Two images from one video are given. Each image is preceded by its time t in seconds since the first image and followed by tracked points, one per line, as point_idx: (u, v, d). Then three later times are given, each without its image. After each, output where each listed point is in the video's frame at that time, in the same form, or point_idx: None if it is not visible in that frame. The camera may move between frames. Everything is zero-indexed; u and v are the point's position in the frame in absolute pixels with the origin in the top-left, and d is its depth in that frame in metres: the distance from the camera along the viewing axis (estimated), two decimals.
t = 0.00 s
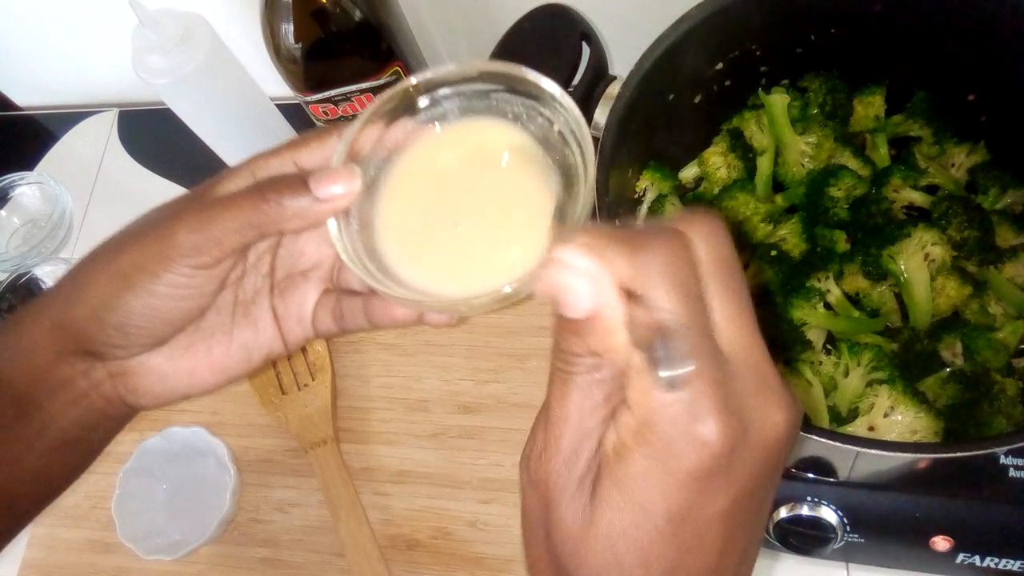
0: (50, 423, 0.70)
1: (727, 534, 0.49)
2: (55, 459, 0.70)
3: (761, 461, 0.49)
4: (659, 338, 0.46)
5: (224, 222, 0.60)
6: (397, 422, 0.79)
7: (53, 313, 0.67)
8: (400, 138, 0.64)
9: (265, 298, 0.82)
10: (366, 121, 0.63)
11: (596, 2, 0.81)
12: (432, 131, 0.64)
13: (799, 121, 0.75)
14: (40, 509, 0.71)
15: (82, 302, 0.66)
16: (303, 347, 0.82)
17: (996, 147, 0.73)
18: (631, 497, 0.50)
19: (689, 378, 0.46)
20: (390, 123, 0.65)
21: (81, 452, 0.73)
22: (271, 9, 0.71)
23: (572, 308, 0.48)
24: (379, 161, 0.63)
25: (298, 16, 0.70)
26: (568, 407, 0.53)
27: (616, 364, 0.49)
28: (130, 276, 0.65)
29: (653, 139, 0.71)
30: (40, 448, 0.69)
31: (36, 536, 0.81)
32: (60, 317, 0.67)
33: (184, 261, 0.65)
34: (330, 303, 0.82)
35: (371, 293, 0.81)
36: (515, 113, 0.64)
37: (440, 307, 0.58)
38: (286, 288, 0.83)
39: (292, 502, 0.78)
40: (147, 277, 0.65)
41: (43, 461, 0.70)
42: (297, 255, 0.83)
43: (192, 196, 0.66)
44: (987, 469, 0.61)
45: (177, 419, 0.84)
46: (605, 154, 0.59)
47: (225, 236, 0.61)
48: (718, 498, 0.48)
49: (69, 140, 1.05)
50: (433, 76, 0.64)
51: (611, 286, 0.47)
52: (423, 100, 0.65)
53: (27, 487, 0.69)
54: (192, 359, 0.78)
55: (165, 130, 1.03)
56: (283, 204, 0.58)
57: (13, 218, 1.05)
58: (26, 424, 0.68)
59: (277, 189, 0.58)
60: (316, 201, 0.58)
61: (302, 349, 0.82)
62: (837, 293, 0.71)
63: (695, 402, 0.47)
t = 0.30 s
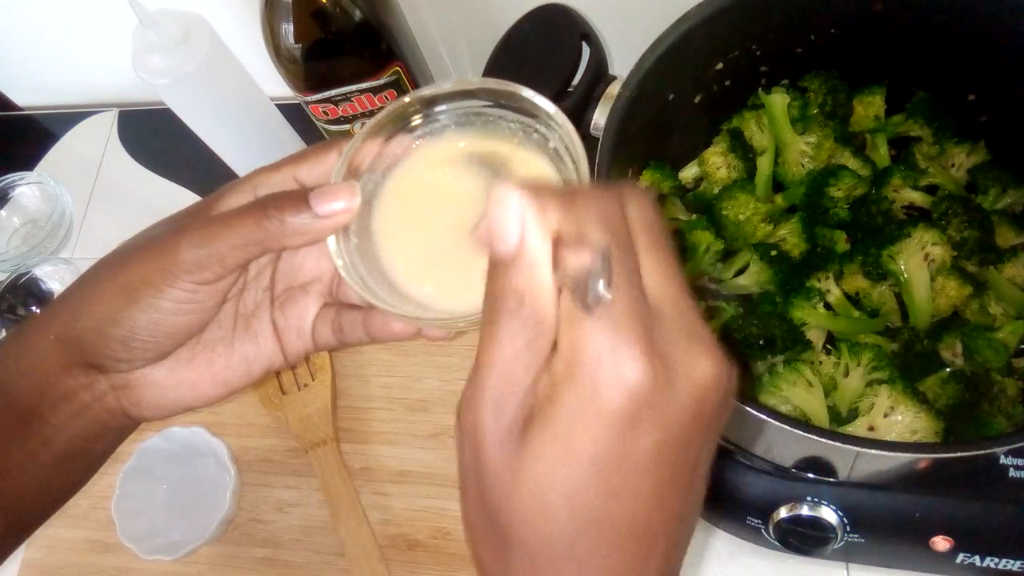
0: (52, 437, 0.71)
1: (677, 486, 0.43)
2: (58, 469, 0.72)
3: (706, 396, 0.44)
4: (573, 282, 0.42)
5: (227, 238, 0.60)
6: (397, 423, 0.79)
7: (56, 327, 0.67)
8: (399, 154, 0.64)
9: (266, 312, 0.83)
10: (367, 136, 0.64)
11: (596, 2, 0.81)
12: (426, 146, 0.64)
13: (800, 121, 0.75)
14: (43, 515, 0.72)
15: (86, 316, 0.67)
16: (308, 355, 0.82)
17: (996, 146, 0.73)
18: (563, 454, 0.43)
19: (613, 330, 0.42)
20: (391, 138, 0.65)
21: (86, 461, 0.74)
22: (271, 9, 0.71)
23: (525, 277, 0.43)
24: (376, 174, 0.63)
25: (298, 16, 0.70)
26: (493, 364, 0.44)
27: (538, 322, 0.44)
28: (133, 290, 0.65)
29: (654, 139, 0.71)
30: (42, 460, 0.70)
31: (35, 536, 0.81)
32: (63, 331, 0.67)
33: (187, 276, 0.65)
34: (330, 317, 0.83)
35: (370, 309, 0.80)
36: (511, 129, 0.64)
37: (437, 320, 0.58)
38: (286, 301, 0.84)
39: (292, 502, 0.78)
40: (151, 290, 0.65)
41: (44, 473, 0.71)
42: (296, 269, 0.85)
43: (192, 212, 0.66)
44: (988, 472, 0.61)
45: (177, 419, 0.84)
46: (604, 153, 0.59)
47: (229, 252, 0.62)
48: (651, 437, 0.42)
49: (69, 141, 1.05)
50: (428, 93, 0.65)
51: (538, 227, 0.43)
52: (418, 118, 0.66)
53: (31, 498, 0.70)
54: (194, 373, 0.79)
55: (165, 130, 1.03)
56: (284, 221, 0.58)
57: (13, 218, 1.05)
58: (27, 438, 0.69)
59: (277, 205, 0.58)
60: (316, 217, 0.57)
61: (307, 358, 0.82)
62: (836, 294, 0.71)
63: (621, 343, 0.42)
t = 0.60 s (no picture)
0: (50, 437, 0.71)
1: (671, 445, 0.44)
2: (56, 469, 0.72)
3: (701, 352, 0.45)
4: (592, 225, 0.47)
5: (220, 240, 0.61)
6: (397, 423, 0.79)
7: (55, 328, 0.67)
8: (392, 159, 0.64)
9: (260, 315, 0.83)
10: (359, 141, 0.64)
11: (596, 2, 0.81)
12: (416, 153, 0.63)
13: (800, 121, 0.75)
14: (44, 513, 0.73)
15: (83, 317, 0.67)
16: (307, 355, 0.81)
17: (996, 147, 0.73)
18: (563, 406, 0.44)
19: (612, 275, 0.45)
20: (385, 144, 0.65)
21: (84, 462, 0.74)
22: (271, 9, 0.71)
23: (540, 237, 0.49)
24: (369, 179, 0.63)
25: (299, 17, 0.70)
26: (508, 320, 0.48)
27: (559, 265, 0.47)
28: (129, 292, 0.65)
29: (655, 140, 0.71)
30: (40, 461, 0.70)
31: (35, 536, 0.81)
32: (62, 332, 0.67)
33: (182, 278, 0.65)
34: (324, 320, 0.83)
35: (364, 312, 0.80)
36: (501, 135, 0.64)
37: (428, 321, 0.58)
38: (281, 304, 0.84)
39: (292, 502, 0.78)
40: (147, 292, 0.65)
41: (43, 473, 0.71)
42: (290, 272, 0.85)
43: (189, 213, 0.66)
44: (987, 469, 0.62)
45: (177, 419, 0.84)
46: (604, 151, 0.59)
47: (223, 254, 0.62)
48: (650, 384, 0.44)
49: (70, 141, 1.05)
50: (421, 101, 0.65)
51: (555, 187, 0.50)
52: (410, 124, 0.66)
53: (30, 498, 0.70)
54: (190, 374, 0.78)
55: (165, 130, 1.03)
56: (279, 224, 0.59)
57: (13, 218, 1.05)
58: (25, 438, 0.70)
59: (272, 209, 0.59)
60: (309, 222, 0.58)
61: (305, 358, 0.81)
62: (837, 294, 0.71)
63: (623, 291, 0.45)
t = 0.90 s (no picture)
0: (53, 443, 0.69)
1: (731, 463, 0.44)
2: (60, 473, 0.70)
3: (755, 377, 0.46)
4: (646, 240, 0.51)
5: (231, 252, 0.61)
6: (397, 423, 0.79)
7: (62, 335, 0.67)
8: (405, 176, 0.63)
9: (269, 326, 0.82)
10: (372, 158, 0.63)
11: (596, 2, 0.81)
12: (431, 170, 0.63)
13: (800, 122, 0.75)
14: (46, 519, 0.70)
15: (91, 326, 0.66)
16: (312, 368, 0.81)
17: (995, 147, 0.73)
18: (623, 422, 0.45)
19: (680, 291, 0.47)
20: (397, 160, 0.64)
21: (87, 467, 0.72)
22: (271, 9, 0.71)
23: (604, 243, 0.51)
24: (378, 195, 0.62)
25: (299, 17, 0.70)
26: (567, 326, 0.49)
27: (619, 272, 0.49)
28: (136, 302, 0.65)
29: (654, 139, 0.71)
30: (42, 468, 0.68)
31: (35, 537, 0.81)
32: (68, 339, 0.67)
33: (192, 289, 0.65)
34: (333, 332, 0.81)
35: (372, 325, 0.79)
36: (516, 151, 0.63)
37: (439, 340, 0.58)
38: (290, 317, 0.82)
39: (292, 502, 0.78)
40: (155, 302, 0.65)
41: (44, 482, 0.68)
42: (300, 285, 0.82)
43: (199, 224, 0.66)
44: (986, 468, 0.61)
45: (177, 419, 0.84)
46: (603, 153, 0.59)
47: (233, 266, 0.62)
48: (722, 408, 0.45)
49: (70, 141, 1.05)
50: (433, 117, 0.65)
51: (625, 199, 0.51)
52: (422, 141, 0.65)
53: (34, 503, 0.68)
54: (195, 384, 0.78)
55: (165, 130, 1.03)
56: (289, 237, 0.59)
57: (13, 218, 1.05)
58: (27, 446, 0.67)
59: (285, 223, 0.59)
60: (322, 237, 0.59)
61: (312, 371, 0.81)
62: (836, 294, 0.70)
63: (696, 311, 0.47)
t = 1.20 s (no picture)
0: (56, 440, 0.69)
1: (761, 469, 0.49)
2: (63, 472, 0.70)
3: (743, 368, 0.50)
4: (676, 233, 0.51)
5: (237, 250, 0.60)
6: (397, 423, 0.79)
7: (68, 333, 0.67)
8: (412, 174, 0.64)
9: (275, 325, 0.81)
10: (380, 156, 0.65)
11: (596, 2, 0.81)
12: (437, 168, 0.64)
13: (799, 122, 0.75)
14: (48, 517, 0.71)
15: (95, 323, 0.66)
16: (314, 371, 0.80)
17: (996, 147, 0.73)
18: (654, 433, 0.48)
19: (708, 291, 0.52)
20: (404, 159, 0.65)
21: (91, 464, 0.72)
22: (271, 9, 0.71)
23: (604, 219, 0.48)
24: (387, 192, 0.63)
25: (299, 17, 0.70)
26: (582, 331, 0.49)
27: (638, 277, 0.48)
28: (141, 299, 0.65)
29: (654, 140, 0.70)
30: (46, 464, 0.68)
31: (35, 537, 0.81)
32: (73, 337, 0.67)
33: (197, 288, 0.65)
34: (339, 333, 0.80)
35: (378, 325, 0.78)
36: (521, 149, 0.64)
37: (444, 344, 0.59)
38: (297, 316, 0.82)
39: (292, 502, 0.78)
40: (159, 299, 0.65)
41: (47, 479, 0.69)
42: (306, 285, 0.82)
43: (207, 222, 0.66)
44: (987, 470, 0.61)
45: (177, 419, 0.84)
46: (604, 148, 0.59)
47: (240, 264, 0.62)
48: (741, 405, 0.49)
49: (70, 141, 1.05)
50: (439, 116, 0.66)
51: (648, 204, 0.48)
52: (428, 140, 0.66)
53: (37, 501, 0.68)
54: (200, 383, 0.77)
55: (165, 130, 1.03)
56: (295, 237, 0.59)
57: (13, 218, 1.05)
58: (31, 441, 0.68)
59: (291, 222, 0.58)
60: (329, 236, 0.58)
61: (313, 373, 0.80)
62: (836, 292, 0.71)
63: (719, 310, 0.51)
